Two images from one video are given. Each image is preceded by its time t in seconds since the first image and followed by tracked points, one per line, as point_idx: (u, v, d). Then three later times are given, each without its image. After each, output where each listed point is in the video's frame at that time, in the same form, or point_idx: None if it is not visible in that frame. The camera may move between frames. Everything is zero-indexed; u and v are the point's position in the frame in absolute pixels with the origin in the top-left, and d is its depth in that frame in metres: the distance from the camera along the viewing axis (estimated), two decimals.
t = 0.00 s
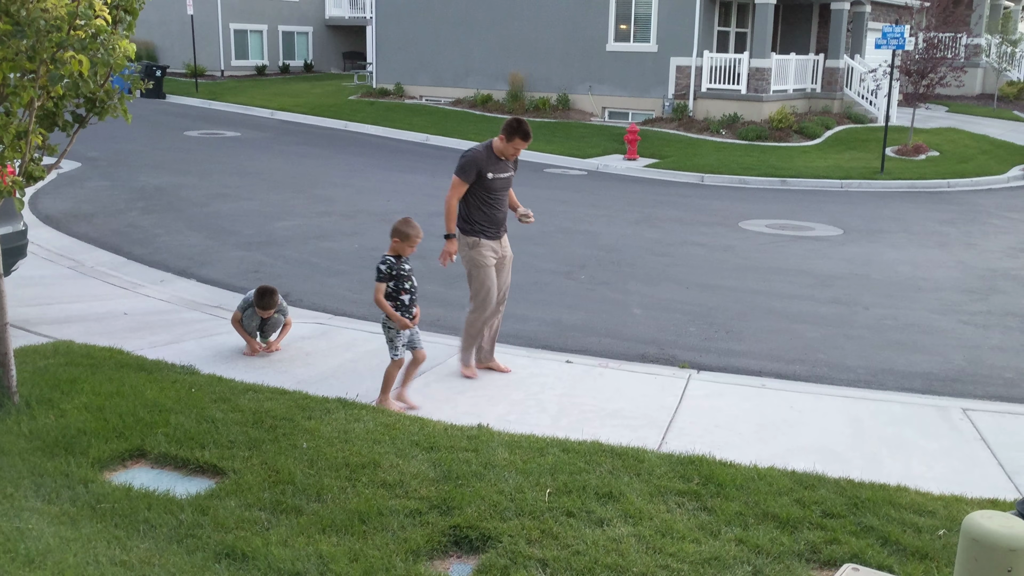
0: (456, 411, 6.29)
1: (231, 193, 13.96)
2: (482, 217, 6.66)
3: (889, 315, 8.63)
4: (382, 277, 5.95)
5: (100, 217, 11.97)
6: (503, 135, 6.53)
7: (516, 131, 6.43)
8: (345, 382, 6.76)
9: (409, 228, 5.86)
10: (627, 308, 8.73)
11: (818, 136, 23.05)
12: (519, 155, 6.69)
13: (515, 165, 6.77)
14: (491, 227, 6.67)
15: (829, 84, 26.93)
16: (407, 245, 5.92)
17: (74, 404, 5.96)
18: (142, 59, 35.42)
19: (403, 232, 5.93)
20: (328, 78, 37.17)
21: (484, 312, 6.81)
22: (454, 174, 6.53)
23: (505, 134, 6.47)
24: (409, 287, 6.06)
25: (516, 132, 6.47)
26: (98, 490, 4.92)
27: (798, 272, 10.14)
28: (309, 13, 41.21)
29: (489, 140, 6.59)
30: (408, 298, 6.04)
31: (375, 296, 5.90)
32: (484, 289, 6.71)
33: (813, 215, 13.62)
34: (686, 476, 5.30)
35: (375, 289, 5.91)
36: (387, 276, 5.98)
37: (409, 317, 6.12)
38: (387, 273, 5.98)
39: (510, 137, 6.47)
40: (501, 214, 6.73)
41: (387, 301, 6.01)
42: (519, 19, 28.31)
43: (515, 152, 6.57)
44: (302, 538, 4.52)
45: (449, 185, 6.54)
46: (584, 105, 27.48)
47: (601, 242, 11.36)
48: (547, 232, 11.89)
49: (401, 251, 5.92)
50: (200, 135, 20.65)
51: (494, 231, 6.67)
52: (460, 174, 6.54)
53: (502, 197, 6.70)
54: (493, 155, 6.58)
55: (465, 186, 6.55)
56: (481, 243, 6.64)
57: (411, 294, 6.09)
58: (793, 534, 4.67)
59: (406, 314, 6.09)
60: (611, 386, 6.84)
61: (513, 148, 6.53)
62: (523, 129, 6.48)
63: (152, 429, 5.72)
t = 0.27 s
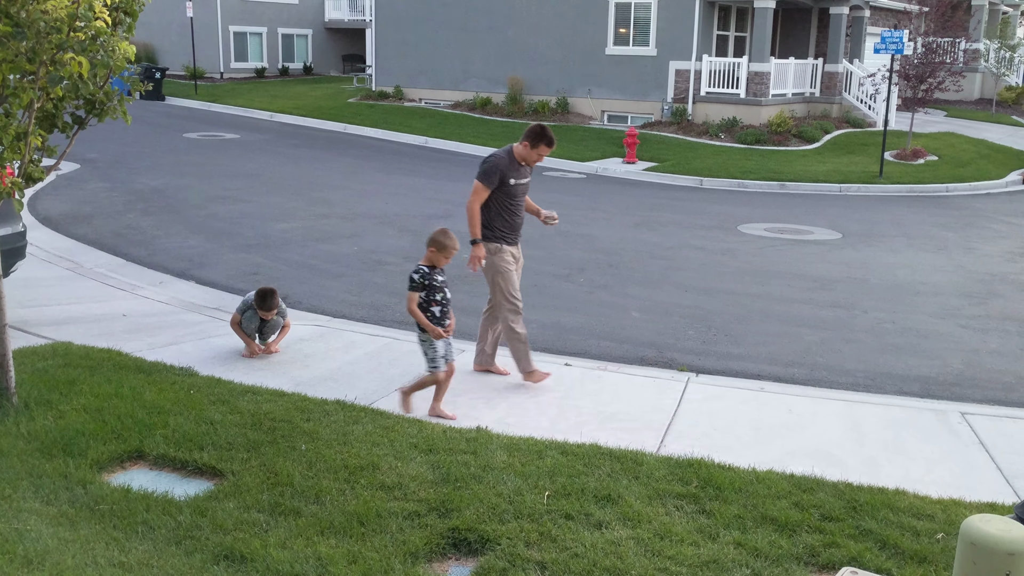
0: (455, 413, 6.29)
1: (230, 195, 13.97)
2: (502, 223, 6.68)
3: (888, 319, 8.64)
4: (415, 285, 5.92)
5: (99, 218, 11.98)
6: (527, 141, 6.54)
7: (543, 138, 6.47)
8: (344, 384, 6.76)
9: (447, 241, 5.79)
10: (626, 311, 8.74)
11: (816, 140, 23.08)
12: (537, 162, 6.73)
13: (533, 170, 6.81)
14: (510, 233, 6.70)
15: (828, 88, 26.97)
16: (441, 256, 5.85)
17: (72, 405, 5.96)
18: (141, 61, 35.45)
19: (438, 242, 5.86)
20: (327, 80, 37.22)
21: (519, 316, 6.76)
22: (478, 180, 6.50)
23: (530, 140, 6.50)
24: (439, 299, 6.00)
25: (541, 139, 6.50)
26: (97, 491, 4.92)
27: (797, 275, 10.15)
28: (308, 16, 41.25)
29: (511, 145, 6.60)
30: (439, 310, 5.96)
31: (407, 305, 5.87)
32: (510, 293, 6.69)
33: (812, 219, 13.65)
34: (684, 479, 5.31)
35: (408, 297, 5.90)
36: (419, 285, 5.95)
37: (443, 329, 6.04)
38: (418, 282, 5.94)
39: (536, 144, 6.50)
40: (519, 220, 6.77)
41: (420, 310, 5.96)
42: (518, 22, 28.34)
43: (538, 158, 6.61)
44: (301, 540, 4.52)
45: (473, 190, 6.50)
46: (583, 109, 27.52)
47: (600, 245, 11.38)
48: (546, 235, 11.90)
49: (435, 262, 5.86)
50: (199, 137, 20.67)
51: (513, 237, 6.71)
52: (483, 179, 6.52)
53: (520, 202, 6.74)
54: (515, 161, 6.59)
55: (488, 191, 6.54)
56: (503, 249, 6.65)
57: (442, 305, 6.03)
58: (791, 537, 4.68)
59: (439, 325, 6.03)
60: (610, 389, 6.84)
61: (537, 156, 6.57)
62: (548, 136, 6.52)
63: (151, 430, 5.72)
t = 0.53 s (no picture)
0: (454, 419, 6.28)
1: (232, 199, 13.99)
2: (528, 234, 6.69)
3: (888, 327, 8.64)
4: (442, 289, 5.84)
5: (100, 222, 11.99)
6: (552, 152, 6.49)
7: (568, 150, 6.44)
8: (344, 389, 6.76)
9: (483, 250, 5.73)
10: (627, 318, 8.74)
11: (817, 147, 23.11)
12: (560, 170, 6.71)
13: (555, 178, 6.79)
14: (536, 244, 6.73)
15: (829, 97, 27.02)
16: (477, 266, 5.84)
17: (72, 408, 5.96)
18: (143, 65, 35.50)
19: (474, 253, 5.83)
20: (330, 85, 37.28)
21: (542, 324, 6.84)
22: (505, 193, 6.47)
23: (555, 152, 6.46)
24: (467, 306, 5.91)
25: (567, 151, 6.46)
26: (96, 496, 4.92)
27: (798, 283, 10.16)
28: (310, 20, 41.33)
29: (536, 157, 6.56)
30: (465, 316, 5.90)
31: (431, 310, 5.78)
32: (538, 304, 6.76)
33: (812, 227, 13.65)
34: (684, 487, 5.30)
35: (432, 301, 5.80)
36: (446, 289, 5.86)
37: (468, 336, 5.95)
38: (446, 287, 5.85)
39: (562, 155, 6.47)
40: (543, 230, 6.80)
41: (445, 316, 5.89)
42: (520, 28, 28.39)
43: (563, 169, 6.59)
44: (300, 545, 4.51)
45: (500, 205, 6.48)
46: (584, 115, 27.55)
47: (601, 252, 11.38)
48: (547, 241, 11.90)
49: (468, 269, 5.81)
50: (200, 141, 20.69)
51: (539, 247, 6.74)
52: (510, 192, 6.49)
53: (545, 212, 6.75)
54: (540, 173, 6.56)
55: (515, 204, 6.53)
56: (531, 260, 6.68)
57: (469, 312, 5.94)
58: (791, 545, 4.67)
59: (463, 333, 5.94)
60: (610, 396, 6.84)
61: (562, 166, 6.55)
62: (573, 146, 6.49)
63: (151, 434, 5.72)
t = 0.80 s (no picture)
0: (454, 416, 6.28)
1: (232, 196, 14.00)
2: (552, 233, 6.71)
3: (889, 326, 8.63)
4: (474, 297, 5.77)
5: (101, 219, 12.00)
6: (578, 152, 6.47)
7: (596, 151, 6.43)
8: (344, 386, 6.76)
9: (518, 259, 5.68)
10: (627, 316, 8.74)
11: (818, 146, 23.09)
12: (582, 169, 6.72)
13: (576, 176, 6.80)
14: (559, 243, 6.77)
15: (831, 95, 27.01)
16: (507, 273, 5.76)
17: (73, 405, 5.97)
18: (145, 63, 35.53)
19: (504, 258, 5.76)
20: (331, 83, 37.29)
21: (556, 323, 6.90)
22: (533, 195, 6.43)
23: (583, 152, 6.44)
24: (497, 310, 5.90)
25: (594, 151, 6.45)
26: (96, 492, 4.93)
27: (799, 282, 10.15)
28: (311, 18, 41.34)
29: (561, 156, 6.53)
30: (494, 322, 5.89)
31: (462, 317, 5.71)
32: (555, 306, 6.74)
33: (813, 226, 13.64)
34: (684, 485, 5.30)
35: (464, 309, 5.72)
36: (477, 296, 5.80)
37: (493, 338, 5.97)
38: (478, 293, 5.79)
39: (589, 156, 6.46)
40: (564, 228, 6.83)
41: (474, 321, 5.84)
42: (521, 27, 28.38)
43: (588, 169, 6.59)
44: (299, 542, 4.51)
45: (528, 206, 6.45)
46: (585, 113, 27.52)
47: (602, 250, 11.38)
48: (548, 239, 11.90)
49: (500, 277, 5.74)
50: (201, 138, 20.70)
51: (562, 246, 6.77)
52: (538, 194, 6.46)
53: (567, 211, 6.77)
54: (566, 172, 6.55)
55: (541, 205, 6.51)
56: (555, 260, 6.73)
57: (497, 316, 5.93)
58: (791, 544, 4.67)
59: (489, 336, 5.94)
60: (611, 394, 6.83)
61: (588, 167, 6.54)
62: (599, 147, 6.48)
63: (151, 431, 5.72)
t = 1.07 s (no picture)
0: (430, 414, 6.26)
1: (208, 193, 13.89)
2: (550, 233, 6.65)
3: (863, 323, 8.70)
4: (479, 297, 5.62)
5: (74, 216, 11.87)
6: (576, 151, 6.40)
7: (594, 149, 6.37)
8: (319, 385, 6.72)
9: (525, 259, 5.57)
10: (604, 313, 8.74)
11: (794, 146, 23.23)
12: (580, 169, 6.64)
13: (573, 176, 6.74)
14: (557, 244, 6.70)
15: (806, 94, 27.16)
16: (515, 274, 5.64)
17: (43, 404, 5.90)
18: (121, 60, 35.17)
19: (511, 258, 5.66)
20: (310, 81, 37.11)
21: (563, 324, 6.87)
22: (531, 195, 6.36)
23: (581, 151, 6.38)
24: (501, 313, 5.76)
25: (592, 149, 6.38)
26: (66, 492, 4.86)
27: (774, 280, 10.20)
28: (288, 15, 41.11)
29: (559, 156, 6.46)
30: (498, 325, 5.73)
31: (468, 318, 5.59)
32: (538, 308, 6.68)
33: (789, 224, 13.73)
34: (659, 481, 5.30)
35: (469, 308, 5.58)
36: (482, 296, 5.65)
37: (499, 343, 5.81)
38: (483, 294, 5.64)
39: (587, 155, 6.40)
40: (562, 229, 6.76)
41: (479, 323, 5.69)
42: (501, 26, 28.36)
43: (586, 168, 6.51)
44: (272, 541, 4.48)
45: (527, 206, 6.38)
46: (564, 112, 27.53)
47: (579, 247, 11.39)
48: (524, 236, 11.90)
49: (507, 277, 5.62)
50: (177, 135, 20.53)
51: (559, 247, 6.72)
52: (536, 194, 6.39)
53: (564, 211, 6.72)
54: (564, 172, 6.48)
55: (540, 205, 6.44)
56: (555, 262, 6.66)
57: (500, 319, 5.77)
58: (765, 540, 4.68)
59: (493, 340, 5.76)
60: (587, 392, 6.83)
61: (587, 166, 6.47)
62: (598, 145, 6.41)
63: (123, 430, 5.66)
